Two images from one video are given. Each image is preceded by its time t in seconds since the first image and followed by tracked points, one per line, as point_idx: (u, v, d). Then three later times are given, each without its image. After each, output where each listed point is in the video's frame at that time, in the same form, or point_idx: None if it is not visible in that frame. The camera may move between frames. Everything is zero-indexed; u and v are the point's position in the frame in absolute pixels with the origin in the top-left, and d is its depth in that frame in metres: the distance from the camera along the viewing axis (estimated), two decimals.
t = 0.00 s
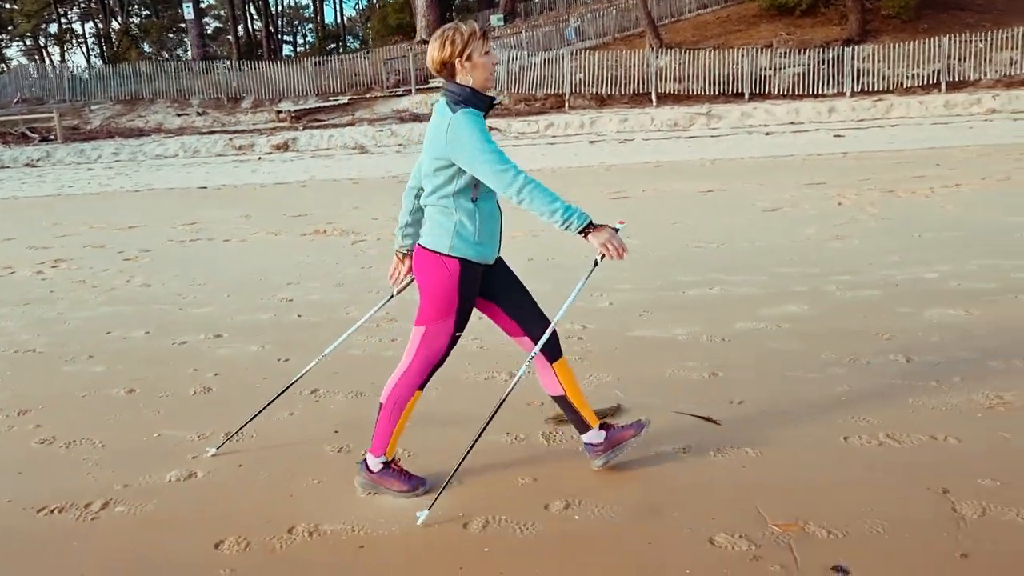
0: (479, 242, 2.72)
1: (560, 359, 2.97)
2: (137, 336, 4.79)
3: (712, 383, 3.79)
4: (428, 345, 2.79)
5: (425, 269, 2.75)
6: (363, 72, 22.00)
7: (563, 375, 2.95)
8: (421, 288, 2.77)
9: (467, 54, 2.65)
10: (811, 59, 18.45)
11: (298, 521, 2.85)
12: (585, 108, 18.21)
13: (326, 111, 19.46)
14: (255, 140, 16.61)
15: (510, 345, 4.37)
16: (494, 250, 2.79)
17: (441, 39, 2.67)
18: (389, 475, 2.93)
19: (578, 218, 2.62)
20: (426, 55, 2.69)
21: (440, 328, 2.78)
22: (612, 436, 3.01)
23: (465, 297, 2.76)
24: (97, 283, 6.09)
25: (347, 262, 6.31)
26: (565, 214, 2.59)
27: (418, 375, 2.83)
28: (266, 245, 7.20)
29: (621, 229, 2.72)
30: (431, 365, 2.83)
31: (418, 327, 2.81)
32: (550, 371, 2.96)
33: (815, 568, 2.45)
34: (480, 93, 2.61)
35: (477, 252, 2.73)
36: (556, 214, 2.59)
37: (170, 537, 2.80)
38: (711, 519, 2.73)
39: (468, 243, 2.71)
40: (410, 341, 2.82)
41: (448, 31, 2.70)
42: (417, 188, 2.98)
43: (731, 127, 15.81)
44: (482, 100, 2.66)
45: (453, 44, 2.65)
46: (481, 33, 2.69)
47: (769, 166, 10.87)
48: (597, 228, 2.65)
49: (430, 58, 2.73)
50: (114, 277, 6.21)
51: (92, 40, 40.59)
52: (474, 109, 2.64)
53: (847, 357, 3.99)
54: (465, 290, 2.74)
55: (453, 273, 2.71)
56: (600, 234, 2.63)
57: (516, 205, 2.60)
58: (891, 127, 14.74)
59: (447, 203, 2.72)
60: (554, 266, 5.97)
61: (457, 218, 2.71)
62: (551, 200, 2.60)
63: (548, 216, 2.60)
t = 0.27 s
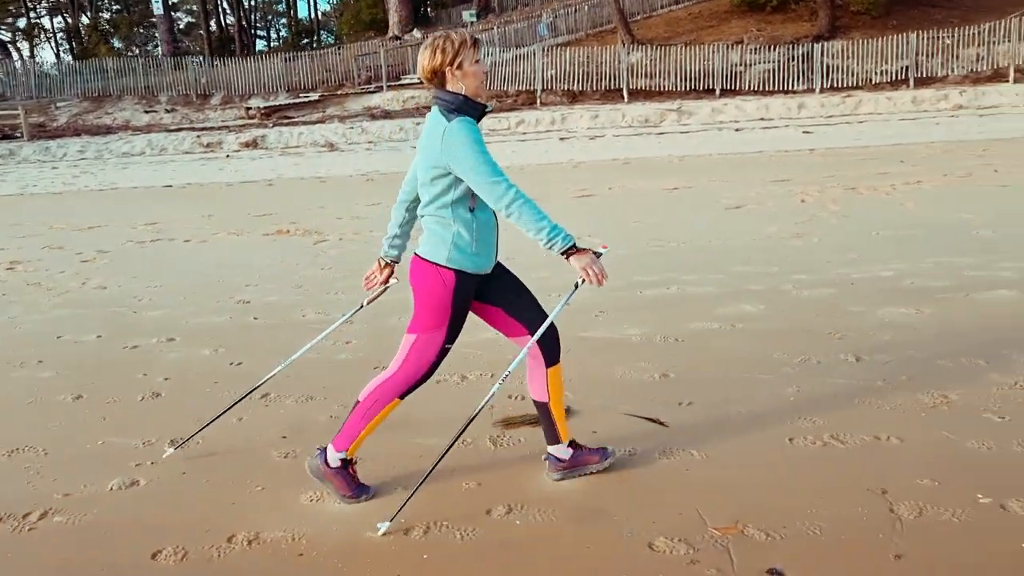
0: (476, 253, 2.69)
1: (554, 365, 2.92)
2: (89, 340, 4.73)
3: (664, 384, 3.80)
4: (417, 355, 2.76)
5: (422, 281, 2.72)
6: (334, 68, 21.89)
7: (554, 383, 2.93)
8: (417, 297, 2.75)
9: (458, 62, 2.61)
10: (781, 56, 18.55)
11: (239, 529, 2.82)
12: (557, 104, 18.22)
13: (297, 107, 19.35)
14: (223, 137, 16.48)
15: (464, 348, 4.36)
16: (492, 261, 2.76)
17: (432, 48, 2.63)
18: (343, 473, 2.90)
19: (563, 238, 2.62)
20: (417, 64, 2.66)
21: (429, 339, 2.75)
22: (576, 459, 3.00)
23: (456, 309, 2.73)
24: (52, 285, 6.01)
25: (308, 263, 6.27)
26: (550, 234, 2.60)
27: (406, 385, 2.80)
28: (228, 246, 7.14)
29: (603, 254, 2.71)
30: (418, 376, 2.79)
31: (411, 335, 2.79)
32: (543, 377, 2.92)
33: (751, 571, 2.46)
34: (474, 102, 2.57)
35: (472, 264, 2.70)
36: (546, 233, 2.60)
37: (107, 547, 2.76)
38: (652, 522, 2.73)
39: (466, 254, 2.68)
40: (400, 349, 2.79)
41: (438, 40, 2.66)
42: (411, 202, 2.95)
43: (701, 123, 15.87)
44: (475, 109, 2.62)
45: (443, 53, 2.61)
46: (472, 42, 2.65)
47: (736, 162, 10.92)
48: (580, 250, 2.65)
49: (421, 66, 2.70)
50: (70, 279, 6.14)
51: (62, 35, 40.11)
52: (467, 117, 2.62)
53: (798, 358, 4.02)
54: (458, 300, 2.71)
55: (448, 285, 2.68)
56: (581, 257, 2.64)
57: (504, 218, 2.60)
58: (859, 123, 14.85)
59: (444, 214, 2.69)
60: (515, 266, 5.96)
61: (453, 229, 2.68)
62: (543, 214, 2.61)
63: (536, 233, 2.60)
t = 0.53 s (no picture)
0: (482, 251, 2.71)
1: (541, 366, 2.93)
2: (54, 340, 4.71)
3: (625, 384, 3.82)
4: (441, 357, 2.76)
5: (433, 282, 2.72)
6: (318, 65, 21.84)
7: (537, 382, 2.94)
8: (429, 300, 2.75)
9: (460, 58, 2.64)
10: (764, 53, 18.59)
11: (192, 532, 2.82)
12: (540, 101, 18.22)
13: (280, 104, 19.29)
14: (205, 134, 16.43)
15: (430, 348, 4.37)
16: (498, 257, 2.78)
17: (434, 44, 2.66)
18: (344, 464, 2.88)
19: (532, 258, 2.65)
20: (418, 60, 2.68)
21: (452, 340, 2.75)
22: (535, 463, 3.01)
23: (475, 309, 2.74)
24: (22, 285, 5.98)
25: (280, 263, 6.26)
26: (522, 252, 2.62)
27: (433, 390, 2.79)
28: (202, 245, 7.13)
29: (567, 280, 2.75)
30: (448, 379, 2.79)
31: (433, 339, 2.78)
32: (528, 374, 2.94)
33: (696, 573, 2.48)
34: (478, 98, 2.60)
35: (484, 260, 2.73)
36: (515, 251, 2.62)
37: (58, 549, 2.76)
38: (602, 524, 2.75)
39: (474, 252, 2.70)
40: (425, 355, 2.79)
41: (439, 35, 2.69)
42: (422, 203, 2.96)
43: (684, 120, 15.90)
44: (480, 105, 2.65)
45: (446, 48, 2.64)
46: (473, 37, 2.68)
47: (715, 160, 10.95)
48: (546, 276, 2.67)
49: (423, 61, 2.72)
50: (40, 279, 6.11)
51: (46, 30, 39.85)
52: (472, 114, 2.63)
53: (760, 358, 4.04)
54: (472, 298, 2.72)
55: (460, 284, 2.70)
56: (544, 283, 2.66)
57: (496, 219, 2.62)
58: (840, 121, 14.92)
59: (448, 214, 2.70)
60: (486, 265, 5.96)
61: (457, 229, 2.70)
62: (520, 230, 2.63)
63: (507, 251, 2.63)
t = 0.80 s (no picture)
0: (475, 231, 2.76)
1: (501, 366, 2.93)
2: (20, 338, 4.71)
3: (587, 382, 3.84)
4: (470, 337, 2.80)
5: (436, 264, 2.80)
6: (303, 63, 21.84)
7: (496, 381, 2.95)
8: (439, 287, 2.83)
9: (457, 40, 2.66)
10: (748, 53, 18.65)
11: (143, 529, 2.83)
12: (525, 100, 18.24)
13: (264, 102, 19.26)
14: (187, 132, 16.41)
15: (395, 346, 4.38)
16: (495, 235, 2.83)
17: (431, 25, 2.68)
18: (401, 459, 2.94)
19: (488, 252, 2.67)
20: (415, 41, 2.70)
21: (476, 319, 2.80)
22: (488, 459, 3.04)
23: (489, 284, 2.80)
24: None
25: (253, 261, 6.27)
26: (480, 244, 2.66)
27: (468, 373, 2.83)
28: (176, 243, 7.12)
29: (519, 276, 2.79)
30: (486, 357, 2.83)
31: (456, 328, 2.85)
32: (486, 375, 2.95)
33: (641, 568, 2.50)
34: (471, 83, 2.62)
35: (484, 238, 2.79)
36: (474, 243, 2.66)
37: (9, 545, 2.76)
38: (552, 520, 2.77)
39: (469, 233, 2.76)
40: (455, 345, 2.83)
41: (438, 16, 2.71)
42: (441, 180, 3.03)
43: (667, 120, 15.94)
44: (474, 87, 2.67)
45: (442, 30, 2.65)
46: (471, 20, 2.69)
47: (695, 159, 10.99)
48: (497, 272, 2.70)
49: (420, 42, 2.75)
50: (11, 276, 6.10)
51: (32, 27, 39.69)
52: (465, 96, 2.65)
53: (722, 356, 4.06)
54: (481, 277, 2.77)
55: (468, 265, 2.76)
56: (493, 276, 2.69)
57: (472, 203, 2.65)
58: (822, 121, 14.98)
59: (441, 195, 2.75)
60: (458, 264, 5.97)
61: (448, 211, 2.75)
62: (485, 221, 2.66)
63: (467, 240, 2.67)
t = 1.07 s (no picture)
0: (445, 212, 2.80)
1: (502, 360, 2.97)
2: None
3: (527, 376, 3.87)
4: (488, 312, 2.86)
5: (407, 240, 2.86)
6: (277, 59, 21.78)
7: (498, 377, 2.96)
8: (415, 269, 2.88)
9: (444, 26, 2.72)
10: (721, 53, 18.76)
11: (67, 521, 2.82)
12: (498, 98, 18.26)
13: (237, 98, 19.17)
14: (157, 127, 16.32)
15: (341, 340, 4.40)
16: (473, 221, 2.89)
17: (419, 12, 2.74)
18: (507, 454, 2.96)
19: (413, 234, 2.66)
20: (403, 27, 2.77)
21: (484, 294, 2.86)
22: (418, 450, 3.06)
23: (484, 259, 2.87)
24: None
25: (209, 255, 6.26)
26: (408, 224, 2.66)
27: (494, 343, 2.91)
28: (133, 238, 7.09)
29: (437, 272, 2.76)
30: (502, 327, 2.91)
31: (466, 312, 2.87)
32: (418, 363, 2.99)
33: (557, 557, 2.53)
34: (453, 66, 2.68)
35: (459, 221, 2.83)
36: (406, 224, 2.67)
37: None
38: (476, 511, 2.79)
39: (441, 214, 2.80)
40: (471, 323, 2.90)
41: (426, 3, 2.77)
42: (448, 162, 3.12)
43: (639, 119, 16.02)
44: (457, 71, 2.74)
45: (431, 16, 2.72)
46: (458, 7, 2.76)
47: (662, 158, 11.06)
48: (418, 258, 2.67)
49: (408, 28, 2.81)
50: None
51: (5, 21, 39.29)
52: (449, 79, 2.74)
53: (663, 351, 4.11)
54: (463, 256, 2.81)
55: (462, 247, 2.82)
56: (415, 263, 2.67)
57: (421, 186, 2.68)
58: (791, 121, 15.11)
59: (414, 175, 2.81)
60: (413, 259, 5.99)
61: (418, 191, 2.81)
62: (419, 203, 2.67)
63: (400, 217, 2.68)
